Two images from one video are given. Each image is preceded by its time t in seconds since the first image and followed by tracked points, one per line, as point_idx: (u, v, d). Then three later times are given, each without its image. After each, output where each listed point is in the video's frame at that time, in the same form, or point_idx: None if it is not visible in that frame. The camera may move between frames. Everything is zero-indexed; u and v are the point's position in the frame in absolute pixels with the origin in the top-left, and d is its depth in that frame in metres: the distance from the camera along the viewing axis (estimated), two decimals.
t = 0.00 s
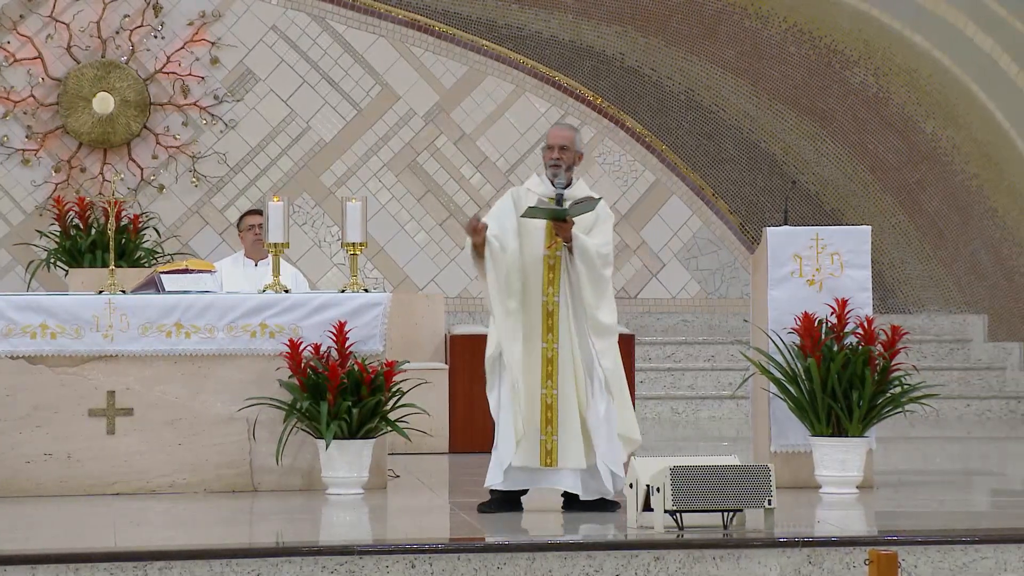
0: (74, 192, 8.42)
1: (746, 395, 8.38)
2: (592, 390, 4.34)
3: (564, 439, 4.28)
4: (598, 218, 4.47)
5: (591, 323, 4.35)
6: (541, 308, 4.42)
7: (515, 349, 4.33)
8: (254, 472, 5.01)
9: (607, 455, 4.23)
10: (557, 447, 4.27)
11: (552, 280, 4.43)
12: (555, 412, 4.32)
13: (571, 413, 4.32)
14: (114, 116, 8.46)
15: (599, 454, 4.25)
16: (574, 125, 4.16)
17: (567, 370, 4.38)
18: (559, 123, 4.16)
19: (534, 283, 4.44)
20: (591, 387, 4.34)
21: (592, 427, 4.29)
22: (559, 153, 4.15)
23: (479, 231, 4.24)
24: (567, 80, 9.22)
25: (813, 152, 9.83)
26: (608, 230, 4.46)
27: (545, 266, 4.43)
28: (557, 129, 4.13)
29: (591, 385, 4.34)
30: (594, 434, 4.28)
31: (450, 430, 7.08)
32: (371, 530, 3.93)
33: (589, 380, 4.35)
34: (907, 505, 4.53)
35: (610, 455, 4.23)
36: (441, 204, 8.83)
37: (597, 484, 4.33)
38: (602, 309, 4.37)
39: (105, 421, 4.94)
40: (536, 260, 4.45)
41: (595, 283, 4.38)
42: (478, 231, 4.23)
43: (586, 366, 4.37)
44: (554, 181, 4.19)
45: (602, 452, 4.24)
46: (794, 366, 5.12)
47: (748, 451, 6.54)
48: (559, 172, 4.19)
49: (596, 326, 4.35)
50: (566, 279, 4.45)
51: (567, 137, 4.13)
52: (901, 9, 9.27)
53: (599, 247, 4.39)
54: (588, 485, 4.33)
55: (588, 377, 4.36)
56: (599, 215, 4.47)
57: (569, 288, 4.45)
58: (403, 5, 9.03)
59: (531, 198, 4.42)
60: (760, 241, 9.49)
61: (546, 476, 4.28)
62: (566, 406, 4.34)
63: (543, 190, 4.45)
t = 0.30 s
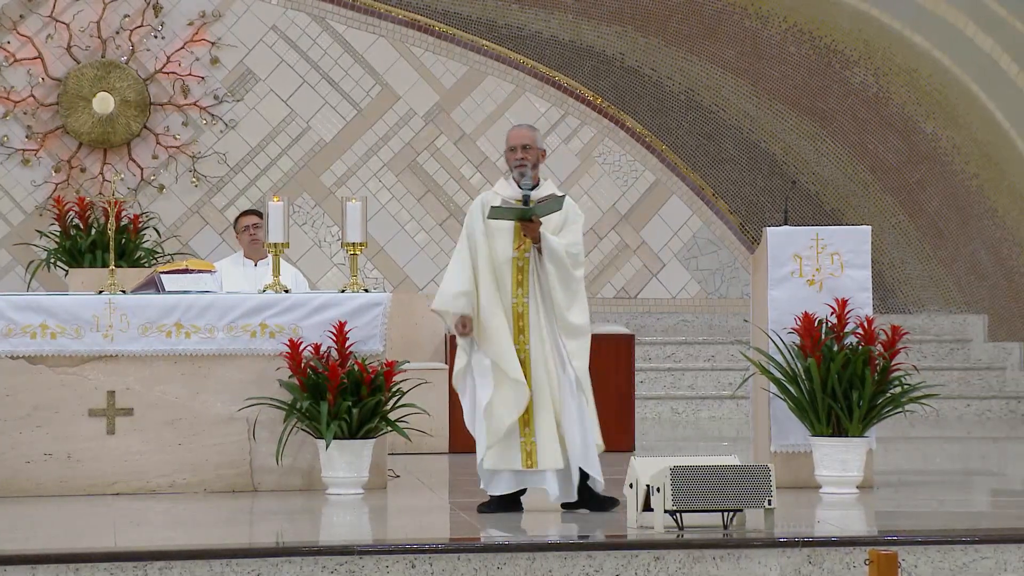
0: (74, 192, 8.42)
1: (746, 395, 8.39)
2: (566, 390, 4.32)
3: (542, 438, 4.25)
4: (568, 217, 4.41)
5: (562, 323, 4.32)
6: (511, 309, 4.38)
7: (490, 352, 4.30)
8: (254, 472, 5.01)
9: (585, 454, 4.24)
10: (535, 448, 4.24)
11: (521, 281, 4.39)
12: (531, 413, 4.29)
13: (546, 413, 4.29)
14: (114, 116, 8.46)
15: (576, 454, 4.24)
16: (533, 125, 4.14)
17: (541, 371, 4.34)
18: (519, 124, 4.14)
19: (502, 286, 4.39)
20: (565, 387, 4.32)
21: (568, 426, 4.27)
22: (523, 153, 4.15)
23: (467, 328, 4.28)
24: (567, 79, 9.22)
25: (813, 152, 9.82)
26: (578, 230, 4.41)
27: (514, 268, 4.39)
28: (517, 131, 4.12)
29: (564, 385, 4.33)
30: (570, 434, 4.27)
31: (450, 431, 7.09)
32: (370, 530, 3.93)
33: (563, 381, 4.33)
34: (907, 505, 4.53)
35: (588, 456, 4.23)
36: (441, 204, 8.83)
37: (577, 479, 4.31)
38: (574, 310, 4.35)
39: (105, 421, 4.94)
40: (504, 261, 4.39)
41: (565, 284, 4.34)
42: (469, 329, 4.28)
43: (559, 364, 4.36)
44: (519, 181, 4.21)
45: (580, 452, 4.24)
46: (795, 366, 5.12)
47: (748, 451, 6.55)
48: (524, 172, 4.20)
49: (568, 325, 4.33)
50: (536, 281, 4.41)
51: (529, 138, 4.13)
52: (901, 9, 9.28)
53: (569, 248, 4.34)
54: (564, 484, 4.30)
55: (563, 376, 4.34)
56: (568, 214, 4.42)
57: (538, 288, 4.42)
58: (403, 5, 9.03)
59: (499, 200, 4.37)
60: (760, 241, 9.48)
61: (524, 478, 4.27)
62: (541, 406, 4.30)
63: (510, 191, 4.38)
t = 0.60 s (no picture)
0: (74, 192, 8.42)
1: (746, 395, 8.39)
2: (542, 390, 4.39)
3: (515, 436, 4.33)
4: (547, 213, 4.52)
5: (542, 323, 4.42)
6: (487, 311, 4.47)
7: (465, 353, 4.42)
8: (254, 472, 5.01)
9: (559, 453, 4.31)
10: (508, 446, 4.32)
11: (497, 283, 4.49)
12: (505, 412, 4.37)
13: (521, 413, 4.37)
14: (114, 117, 8.46)
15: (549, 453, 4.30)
16: (507, 124, 4.27)
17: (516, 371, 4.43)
18: (492, 125, 4.27)
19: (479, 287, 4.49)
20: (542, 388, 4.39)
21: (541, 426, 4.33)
22: (497, 153, 4.26)
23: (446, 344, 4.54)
24: (567, 79, 9.20)
25: (813, 151, 9.78)
26: (557, 227, 4.51)
27: (490, 269, 4.49)
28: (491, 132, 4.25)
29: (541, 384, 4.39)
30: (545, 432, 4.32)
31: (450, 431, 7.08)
32: (370, 530, 3.93)
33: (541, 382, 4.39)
34: (907, 505, 4.53)
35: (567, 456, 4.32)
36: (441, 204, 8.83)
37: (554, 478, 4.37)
38: (553, 309, 4.44)
39: (105, 421, 4.94)
40: (480, 263, 4.51)
41: (545, 284, 4.44)
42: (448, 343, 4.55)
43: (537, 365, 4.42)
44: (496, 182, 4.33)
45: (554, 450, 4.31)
46: (794, 366, 5.12)
47: (748, 451, 6.55)
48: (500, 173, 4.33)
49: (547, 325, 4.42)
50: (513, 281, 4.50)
51: (503, 138, 4.25)
52: (901, 9, 9.31)
53: (547, 247, 4.46)
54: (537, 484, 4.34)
55: (540, 376, 4.40)
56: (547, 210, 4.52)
57: (515, 291, 4.50)
58: (403, 5, 9.03)
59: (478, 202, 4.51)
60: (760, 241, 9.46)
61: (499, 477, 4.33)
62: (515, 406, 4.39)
63: (487, 192, 4.54)
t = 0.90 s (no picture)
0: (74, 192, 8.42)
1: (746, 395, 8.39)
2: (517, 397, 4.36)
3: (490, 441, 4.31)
4: (533, 218, 4.47)
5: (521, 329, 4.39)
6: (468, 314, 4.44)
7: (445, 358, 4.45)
8: (254, 473, 5.01)
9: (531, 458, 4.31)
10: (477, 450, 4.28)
11: (477, 285, 4.44)
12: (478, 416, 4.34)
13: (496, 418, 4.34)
14: (114, 117, 8.46)
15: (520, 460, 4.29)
16: (497, 128, 4.25)
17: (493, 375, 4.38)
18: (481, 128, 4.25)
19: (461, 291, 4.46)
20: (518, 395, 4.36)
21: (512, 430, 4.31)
22: (484, 158, 4.25)
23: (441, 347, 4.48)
24: (567, 79, 9.20)
25: (814, 152, 9.79)
26: (543, 233, 4.45)
27: (472, 272, 4.45)
28: (478, 136, 4.23)
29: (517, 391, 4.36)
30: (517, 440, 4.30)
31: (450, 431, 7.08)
32: (370, 530, 3.94)
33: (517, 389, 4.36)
34: (907, 506, 4.53)
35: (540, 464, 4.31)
36: (442, 204, 8.83)
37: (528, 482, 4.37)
38: (533, 316, 4.41)
39: (105, 421, 4.94)
40: (463, 267, 4.49)
41: (524, 290, 4.39)
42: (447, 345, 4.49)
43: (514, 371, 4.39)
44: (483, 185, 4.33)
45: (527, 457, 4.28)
46: (795, 366, 5.12)
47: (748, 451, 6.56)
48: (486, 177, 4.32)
49: (525, 331, 4.39)
50: (495, 284, 4.45)
51: (491, 142, 4.24)
52: (901, 9, 9.29)
53: (531, 253, 4.40)
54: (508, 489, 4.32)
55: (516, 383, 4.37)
56: (534, 214, 4.47)
57: (496, 296, 4.44)
58: (404, 5, 9.04)
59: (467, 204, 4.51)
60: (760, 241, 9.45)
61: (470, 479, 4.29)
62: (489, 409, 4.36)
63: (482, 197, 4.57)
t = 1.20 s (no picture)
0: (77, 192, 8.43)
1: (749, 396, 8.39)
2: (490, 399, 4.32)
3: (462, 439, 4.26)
4: (518, 219, 4.38)
5: (496, 330, 4.32)
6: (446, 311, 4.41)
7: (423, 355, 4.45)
8: (257, 473, 5.01)
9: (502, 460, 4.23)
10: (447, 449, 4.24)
11: (456, 283, 4.39)
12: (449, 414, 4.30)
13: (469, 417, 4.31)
14: (117, 117, 8.47)
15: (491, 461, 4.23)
16: (495, 128, 4.21)
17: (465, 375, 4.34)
18: (481, 126, 4.21)
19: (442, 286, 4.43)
20: (491, 397, 4.32)
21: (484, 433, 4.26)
22: (474, 156, 4.23)
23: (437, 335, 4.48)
24: (570, 79, 9.19)
25: (814, 148, 9.63)
26: (526, 235, 4.37)
27: (452, 269, 4.40)
28: (475, 133, 4.19)
29: (490, 393, 4.33)
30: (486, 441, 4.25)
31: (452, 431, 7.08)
32: (372, 529, 3.94)
33: (490, 392, 4.32)
34: (909, 506, 4.53)
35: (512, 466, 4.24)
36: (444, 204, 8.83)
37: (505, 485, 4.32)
38: (509, 319, 4.35)
39: (108, 421, 4.94)
40: (446, 265, 4.45)
41: (501, 290, 4.34)
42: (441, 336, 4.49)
43: (487, 373, 4.34)
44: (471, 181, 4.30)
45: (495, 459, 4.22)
46: (797, 366, 5.12)
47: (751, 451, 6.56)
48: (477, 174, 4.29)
49: (500, 333, 4.33)
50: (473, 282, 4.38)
51: (487, 141, 4.20)
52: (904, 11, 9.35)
53: (512, 254, 4.32)
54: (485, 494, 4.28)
55: (490, 385, 4.33)
56: (519, 215, 4.39)
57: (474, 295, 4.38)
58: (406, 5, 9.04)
59: (455, 199, 4.48)
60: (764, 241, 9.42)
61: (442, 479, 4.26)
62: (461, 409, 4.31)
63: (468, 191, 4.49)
